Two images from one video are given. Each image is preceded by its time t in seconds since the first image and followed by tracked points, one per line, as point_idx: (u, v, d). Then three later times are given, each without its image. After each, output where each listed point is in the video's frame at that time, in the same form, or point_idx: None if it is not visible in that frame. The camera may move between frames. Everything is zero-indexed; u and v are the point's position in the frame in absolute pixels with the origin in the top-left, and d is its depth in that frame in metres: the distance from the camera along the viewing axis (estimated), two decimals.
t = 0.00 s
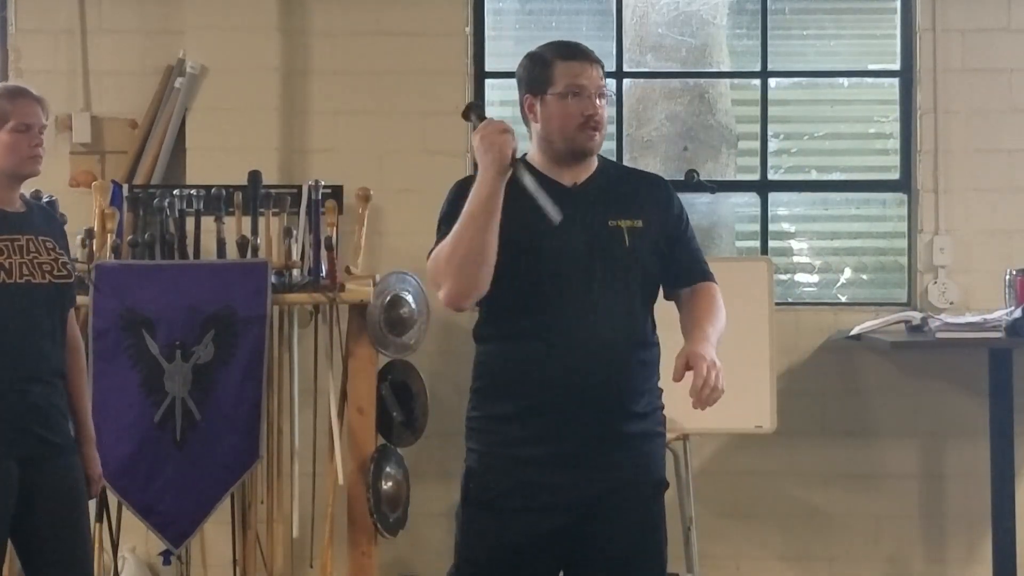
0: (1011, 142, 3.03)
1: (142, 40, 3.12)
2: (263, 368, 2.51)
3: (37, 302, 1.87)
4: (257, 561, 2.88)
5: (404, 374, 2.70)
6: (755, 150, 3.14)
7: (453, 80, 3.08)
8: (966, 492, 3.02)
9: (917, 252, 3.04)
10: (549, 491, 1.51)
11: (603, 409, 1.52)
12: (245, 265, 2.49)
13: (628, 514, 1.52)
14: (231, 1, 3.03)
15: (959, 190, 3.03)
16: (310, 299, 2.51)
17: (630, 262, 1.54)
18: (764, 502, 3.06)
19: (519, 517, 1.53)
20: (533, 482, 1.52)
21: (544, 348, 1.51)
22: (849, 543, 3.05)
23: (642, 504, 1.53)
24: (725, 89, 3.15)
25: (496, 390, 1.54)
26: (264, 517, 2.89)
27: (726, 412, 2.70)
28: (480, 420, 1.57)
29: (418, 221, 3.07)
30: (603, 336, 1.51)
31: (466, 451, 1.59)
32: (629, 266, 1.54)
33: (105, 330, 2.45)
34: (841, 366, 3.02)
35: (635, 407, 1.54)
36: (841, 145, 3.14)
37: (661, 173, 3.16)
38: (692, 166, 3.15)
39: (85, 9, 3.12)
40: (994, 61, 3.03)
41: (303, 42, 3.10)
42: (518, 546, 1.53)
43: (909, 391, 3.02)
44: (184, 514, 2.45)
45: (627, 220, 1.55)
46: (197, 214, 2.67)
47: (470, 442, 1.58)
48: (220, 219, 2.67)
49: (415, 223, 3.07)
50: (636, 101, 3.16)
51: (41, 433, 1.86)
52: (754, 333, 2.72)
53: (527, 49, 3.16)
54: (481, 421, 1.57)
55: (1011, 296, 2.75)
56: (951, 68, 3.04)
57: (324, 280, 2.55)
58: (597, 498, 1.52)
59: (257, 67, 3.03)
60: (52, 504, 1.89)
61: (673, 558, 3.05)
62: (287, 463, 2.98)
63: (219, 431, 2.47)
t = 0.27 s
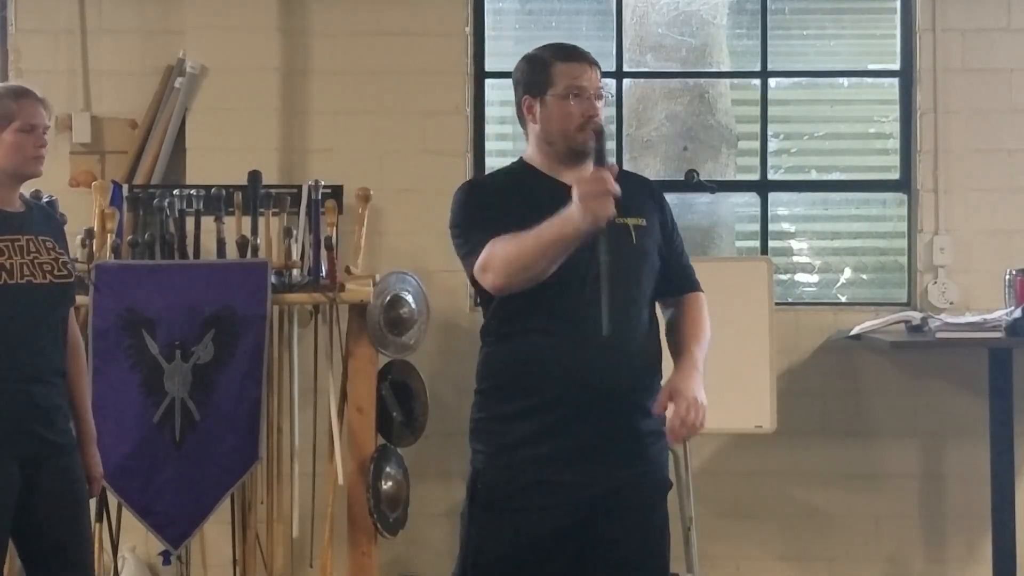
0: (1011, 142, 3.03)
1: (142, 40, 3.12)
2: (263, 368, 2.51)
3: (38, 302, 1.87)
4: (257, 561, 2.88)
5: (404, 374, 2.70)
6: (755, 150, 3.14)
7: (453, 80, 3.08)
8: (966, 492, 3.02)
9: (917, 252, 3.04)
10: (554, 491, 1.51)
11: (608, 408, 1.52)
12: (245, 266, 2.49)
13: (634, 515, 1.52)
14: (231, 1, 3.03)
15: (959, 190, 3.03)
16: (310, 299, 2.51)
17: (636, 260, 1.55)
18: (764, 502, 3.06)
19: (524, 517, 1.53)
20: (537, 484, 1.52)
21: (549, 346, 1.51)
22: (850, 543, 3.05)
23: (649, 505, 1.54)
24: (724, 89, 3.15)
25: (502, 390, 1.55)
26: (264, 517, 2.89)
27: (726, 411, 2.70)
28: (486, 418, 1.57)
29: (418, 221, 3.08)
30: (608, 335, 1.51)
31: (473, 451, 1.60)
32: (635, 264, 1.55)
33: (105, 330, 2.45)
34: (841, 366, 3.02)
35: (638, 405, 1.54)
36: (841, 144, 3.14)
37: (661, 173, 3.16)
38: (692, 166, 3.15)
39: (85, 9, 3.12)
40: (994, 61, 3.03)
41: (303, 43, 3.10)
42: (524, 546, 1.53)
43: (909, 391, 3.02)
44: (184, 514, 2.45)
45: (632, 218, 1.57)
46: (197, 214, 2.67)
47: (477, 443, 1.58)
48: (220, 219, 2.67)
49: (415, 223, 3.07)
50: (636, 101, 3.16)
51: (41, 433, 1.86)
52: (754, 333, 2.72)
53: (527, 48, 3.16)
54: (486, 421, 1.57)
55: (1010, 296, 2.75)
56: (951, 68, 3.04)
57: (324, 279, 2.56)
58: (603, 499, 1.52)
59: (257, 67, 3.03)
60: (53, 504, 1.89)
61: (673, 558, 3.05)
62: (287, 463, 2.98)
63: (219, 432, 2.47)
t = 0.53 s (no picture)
0: (1011, 142, 3.03)
1: (142, 40, 3.12)
2: (263, 369, 2.51)
3: (41, 302, 1.87)
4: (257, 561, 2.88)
5: (403, 374, 2.70)
6: (755, 150, 3.14)
7: (453, 80, 3.08)
8: (966, 492, 3.02)
9: (917, 252, 3.04)
10: (557, 494, 1.51)
11: (610, 411, 1.52)
12: (246, 266, 2.49)
13: (634, 516, 1.55)
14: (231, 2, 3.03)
15: (959, 190, 3.03)
16: (310, 299, 2.51)
17: (640, 264, 1.57)
18: (765, 502, 3.06)
19: (527, 520, 1.52)
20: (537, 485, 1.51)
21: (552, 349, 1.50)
22: (850, 543, 3.05)
23: (647, 506, 1.56)
24: (725, 89, 3.15)
25: (503, 393, 1.54)
26: (263, 517, 2.89)
27: (725, 411, 2.70)
28: (484, 421, 1.56)
29: (417, 220, 3.07)
30: (611, 338, 1.52)
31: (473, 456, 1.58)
32: (637, 268, 1.57)
33: (105, 330, 2.45)
34: (841, 367, 3.02)
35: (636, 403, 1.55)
36: (841, 144, 3.14)
37: (661, 173, 3.16)
38: (693, 166, 3.15)
39: (85, 9, 3.12)
40: (994, 61, 3.03)
41: (303, 42, 3.10)
42: (526, 550, 1.52)
43: (909, 391, 3.02)
44: (184, 515, 2.45)
45: (637, 224, 1.59)
46: (197, 213, 2.67)
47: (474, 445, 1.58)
48: (220, 219, 2.67)
49: (415, 223, 3.07)
50: (636, 101, 3.16)
51: (44, 433, 1.86)
52: (754, 332, 2.72)
53: (527, 48, 3.16)
54: (484, 423, 1.56)
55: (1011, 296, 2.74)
56: (951, 68, 3.04)
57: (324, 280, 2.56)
58: (605, 501, 1.53)
59: (257, 67, 3.03)
60: (55, 504, 1.89)
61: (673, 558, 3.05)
62: (286, 464, 2.98)
63: (219, 432, 2.47)
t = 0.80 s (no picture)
0: (1011, 142, 3.03)
1: (142, 40, 3.12)
2: (263, 369, 2.51)
3: (42, 303, 1.87)
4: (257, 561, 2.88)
5: (404, 374, 2.70)
6: (755, 151, 3.14)
7: (453, 80, 3.08)
8: (966, 492, 3.02)
9: (917, 252, 3.04)
10: (555, 492, 1.52)
11: (606, 410, 1.52)
12: (245, 266, 2.49)
13: (632, 513, 1.55)
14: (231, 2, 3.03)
15: (959, 190, 3.03)
16: (310, 299, 2.51)
17: (635, 262, 1.57)
18: (765, 503, 3.06)
19: (522, 516, 1.53)
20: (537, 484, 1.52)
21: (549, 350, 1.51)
22: (850, 543, 3.05)
23: (646, 503, 1.56)
24: (725, 89, 3.15)
25: (502, 390, 1.54)
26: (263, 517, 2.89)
27: (725, 411, 2.70)
28: (484, 418, 1.56)
29: (417, 220, 3.08)
30: (610, 338, 1.52)
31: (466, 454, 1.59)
32: (633, 266, 1.57)
33: (105, 331, 2.45)
34: (840, 367, 3.02)
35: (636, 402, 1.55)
36: (841, 144, 3.14)
37: (661, 173, 3.16)
38: (693, 166, 3.15)
39: (85, 9, 3.12)
40: (994, 61, 3.03)
41: (303, 42, 3.10)
42: (525, 546, 1.53)
43: (909, 391, 3.02)
44: (184, 515, 2.45)
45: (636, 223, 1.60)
46: (197, 213, 2.67)
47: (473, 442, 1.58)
48: (220, 219, 2.67)
49: (415, 223, 3.07)
50: (636, 101, 3.16)
51: (44, 432, 1.86)
52: (754, 332, 2.72)
53: (527, 49, 3.16)
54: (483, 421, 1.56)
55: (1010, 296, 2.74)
56: (951, 68, 3.03)
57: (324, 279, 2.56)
58: (602, 498, 1.53)
59: (257, 67, 3.03)
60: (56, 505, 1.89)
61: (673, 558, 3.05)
62: (286, 464, 2.98)
63: (220, 432, 2.47)
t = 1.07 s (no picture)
0: (1010, 142, 3.03)
1: (142, 40, 3.12)
2: (264, 369, 2.51)
3: (41, 303, 1.87)
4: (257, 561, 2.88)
5: (404, 375, 2.70)
6: (755, 151, 3.14)
7: (453, 80, 3.08)
8: (966, 492, 3.02)
9: (917, 252, 3.04)
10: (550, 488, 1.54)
11: (603, 406, 1.53)
12: (245, 266, 2.49)
13: (628, 513, 1.54)
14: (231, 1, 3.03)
15: (959, 190, 3.03)
16: (310, 299, 2.51)
17: (632, 264, 1.54)
18: (765, 502, 3.06)
19: (519, 513, 1.54)
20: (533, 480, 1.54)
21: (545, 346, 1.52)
22: (850, 543, 3.05)
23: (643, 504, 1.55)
24: (725, 89, 3.15)
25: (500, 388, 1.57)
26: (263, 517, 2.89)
27: (725, 411, 2.70)
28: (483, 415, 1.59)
29: (418, 220, 3.07)
30: (606, 339, 1.52)
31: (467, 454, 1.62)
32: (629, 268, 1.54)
33: (105, 331, 2.45)
34: (840, 367, 3.02)
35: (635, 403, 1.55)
36: (840, 144, 3.14)
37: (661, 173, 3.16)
38: (693, 166, 3.15)
39: (85, 9, 3.12)
40: (994, 61, 3.03)
41: (303, 42, 3.10)
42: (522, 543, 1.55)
43: (909, 392, 3.02)
44: (184, 514, 2.45)
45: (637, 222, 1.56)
46: (197, 214, 2.66)
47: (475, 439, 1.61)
48: (220, 219, 2.67)
49: (415, 223, 3.07)
50: (636, 101, 3.16)
51: (44, 432, 1.86)
52: (754, 332, 2.72)
53: (527, 49, 3.16)
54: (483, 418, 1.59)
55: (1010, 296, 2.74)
56: (951, 68, 3.04)
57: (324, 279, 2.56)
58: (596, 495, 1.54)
59: (257, 67, 3.03)
60: (56, 504, 1.89)
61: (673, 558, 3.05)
62: (286, 464, 2.98)
63: (220, 432, 2.47)
